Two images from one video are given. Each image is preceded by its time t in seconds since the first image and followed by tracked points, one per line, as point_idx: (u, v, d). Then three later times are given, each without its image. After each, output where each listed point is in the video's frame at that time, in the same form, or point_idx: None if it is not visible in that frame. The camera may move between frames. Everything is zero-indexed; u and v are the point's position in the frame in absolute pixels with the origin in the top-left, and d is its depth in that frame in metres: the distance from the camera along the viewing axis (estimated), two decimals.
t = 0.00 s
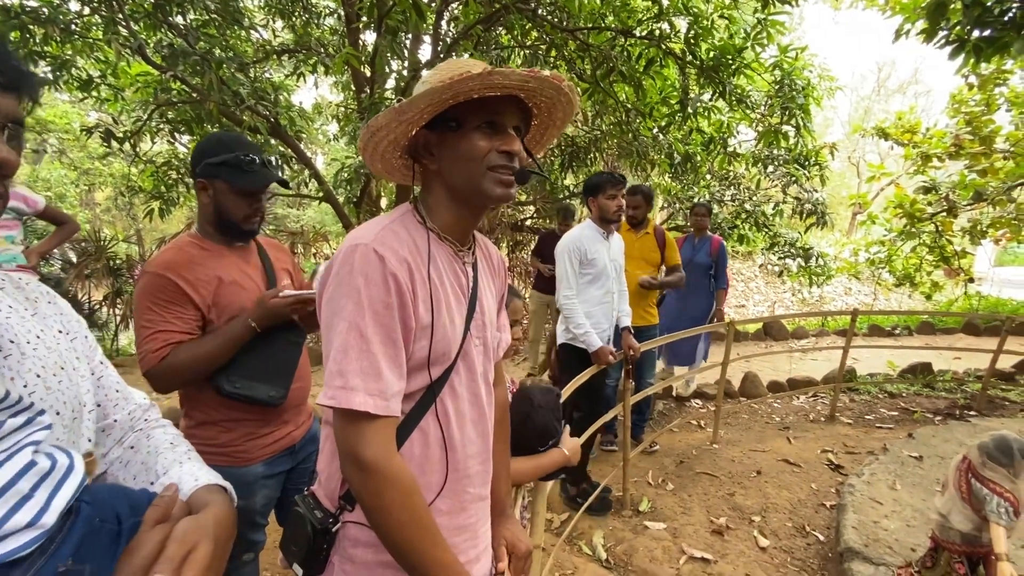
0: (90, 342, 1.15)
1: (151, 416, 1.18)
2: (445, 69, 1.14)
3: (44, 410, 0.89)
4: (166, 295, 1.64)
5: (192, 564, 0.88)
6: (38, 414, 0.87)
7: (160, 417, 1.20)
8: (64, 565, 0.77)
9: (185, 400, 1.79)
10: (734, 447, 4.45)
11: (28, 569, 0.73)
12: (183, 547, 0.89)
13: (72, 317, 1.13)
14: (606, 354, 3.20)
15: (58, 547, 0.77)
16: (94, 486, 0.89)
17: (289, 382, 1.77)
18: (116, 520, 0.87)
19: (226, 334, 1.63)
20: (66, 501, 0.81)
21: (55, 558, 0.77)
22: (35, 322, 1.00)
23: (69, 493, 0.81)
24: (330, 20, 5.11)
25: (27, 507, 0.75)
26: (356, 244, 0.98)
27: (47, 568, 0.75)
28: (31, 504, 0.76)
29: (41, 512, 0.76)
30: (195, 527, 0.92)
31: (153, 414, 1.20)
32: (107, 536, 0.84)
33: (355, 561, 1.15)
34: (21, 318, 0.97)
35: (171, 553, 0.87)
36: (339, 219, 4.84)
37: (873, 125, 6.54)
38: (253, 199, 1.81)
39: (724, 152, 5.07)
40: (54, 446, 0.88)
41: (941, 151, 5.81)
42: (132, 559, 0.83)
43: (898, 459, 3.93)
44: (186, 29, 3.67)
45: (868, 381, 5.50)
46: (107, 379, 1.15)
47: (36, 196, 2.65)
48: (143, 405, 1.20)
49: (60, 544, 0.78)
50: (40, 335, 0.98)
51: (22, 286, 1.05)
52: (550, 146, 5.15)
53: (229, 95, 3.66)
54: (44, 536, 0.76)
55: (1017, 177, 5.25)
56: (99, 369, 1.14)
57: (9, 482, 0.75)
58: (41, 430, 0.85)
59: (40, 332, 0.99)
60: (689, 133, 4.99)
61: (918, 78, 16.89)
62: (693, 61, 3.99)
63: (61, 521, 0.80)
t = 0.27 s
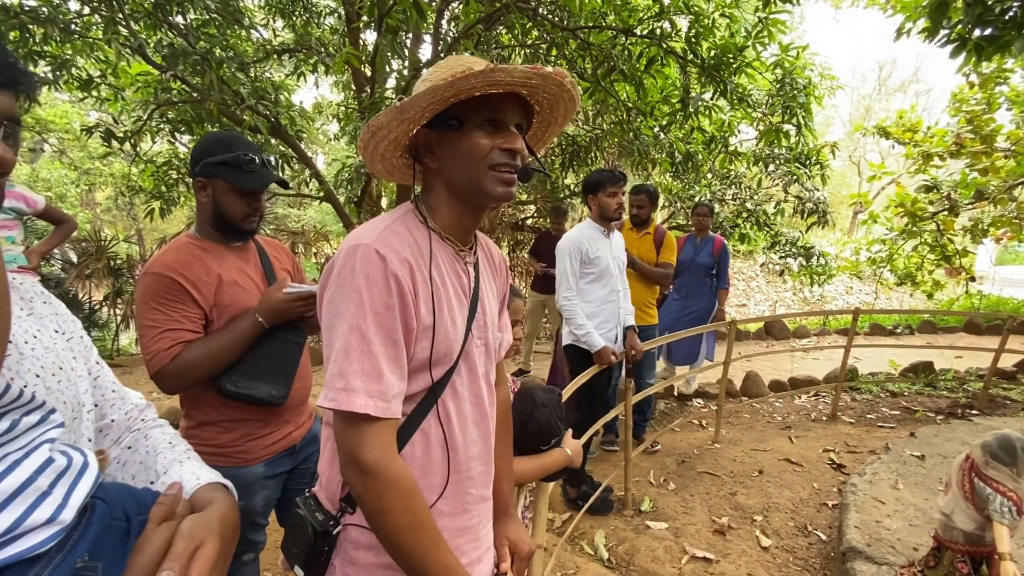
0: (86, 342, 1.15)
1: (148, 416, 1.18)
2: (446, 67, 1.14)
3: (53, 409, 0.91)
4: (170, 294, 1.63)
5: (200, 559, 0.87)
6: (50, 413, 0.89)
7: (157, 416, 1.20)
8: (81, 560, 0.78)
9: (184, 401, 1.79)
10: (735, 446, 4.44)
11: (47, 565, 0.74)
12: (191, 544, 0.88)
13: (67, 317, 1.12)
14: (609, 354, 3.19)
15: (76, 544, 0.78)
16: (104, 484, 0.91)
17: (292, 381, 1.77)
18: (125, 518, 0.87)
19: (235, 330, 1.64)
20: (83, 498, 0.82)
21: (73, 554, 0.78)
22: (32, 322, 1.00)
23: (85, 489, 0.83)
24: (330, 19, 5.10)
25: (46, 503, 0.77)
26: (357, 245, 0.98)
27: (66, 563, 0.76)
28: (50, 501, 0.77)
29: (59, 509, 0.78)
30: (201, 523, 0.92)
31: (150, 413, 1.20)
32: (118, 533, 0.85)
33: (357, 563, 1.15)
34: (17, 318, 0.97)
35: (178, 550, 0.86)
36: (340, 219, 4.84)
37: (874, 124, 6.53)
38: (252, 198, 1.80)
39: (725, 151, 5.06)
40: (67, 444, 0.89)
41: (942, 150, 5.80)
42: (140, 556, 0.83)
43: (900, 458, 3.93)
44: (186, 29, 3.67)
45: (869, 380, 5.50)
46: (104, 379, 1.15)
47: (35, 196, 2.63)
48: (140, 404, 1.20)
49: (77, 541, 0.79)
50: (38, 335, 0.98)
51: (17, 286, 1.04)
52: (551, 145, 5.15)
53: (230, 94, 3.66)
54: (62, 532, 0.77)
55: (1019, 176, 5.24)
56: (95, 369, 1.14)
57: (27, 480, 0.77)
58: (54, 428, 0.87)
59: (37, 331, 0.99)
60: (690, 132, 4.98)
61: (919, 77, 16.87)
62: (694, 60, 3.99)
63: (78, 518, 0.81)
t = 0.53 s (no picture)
0: (86, 345, 1.15)
1: (149, 418, 1.19)
2: (445, 72, 1.14)
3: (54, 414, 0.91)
4: (165, 298, 1.63)
5: (200, 563, 0.88)
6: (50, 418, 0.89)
7: (156, 419, 1.20)
8: (80, 566, 0.79)
9: (181, 405, 1.79)
10: (733, 447, 4.45)
11: (44, 572, 0.75)
12: (190, 547, 0.89)
13: (67, 319, 1.13)
14: (605, 357, 3.24)
15: (74, 550, 0.79)
16: (101, 489, 0.91)
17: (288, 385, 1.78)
18: (123, 523, 0.88)
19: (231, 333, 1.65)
20: (82, 504, 0.83)
21: (72, 559, 0.78)
22: (32, 325, 1.00)
23: (83, 495, 0.83)
24: (329, 21, 5.10)
25: (45, 509, 0.77)
26: (354, 248, 0.98)
27: (64, 570, 0.77)
28: (48, 508, 0.78)
29: (58, 515, 0.78)
30: (201, 526, 0.93)
31: (150, 416, 1.20)
32: (116, 538, 0.85)
33: (354, 566, 1.15)
34: (17, 321, 0.97)
35: (178, 554, 0.87)
36: (338, 220, 4.84)
37: (871, 126, 6.55)
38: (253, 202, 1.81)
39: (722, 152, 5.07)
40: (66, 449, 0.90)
41: (939, 151, 5.81)
42: (140, 560, 0.83)
43: (897, 459, 3.94)
44: (184, 31, 3.67)
45: (866, 381, 5.51)
46: (104, 382, 1.15)
47: (33, 200, 2.65)
48: (139, 407, 1.20)
49: (76, 546, 0.80)
50: (38, 339, 0.99)
51: (18, 289, 1.05)
52: (549, 146, 5.16)
53: (228, 96, 3.66)
54: (60, 539, 0.78)
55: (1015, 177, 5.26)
56: (95, 372, 1.14)
57: (25, 486, 0.77)
58: (54, 434, 0.87)
59: (37, 335, 0.99)
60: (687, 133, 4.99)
61: (915, 79, 16.92)
62: (691, 62, 4.00)
63: (77, 524, 0.82)
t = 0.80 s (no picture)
0: (90, 347, 1.16)
1: (152, 421, 1.19)
2: (446, 79, 1.15)
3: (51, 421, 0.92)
4: (167, 293, 1.64)
5: (196, 569, 0.89)
6: (44, 425, 0.90)
7: (160, 421, 1.21)
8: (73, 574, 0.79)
9: (179, 408, 1.79)
10: (732, 449, 4.45)
11: None
12: (188, 552, 0.90)
13: (71, 322, 1.13)
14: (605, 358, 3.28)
15: (66, 559, 0.80)
16: (98, 495, 0.91)
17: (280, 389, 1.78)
18: (120, 529, 0.88)
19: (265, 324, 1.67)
20: (75, 512, 0.84)
21: (65, 567, 0.79)
22: (35, 328, 1.01)
23: (76, 505, 0.83)
24: (329, 24, 5.11)
25: (35, 520, 0.77)
26: (354, 250, 0.99)
27: None
28: (39, 518, 0.78)
29: (48, 525, 0.78)
30: (199, 531, 0.94)
31: (153, 418, 1.21)
32: (113, 545, 0.85)
33: (353, 568, 1.16)
34: (21, 325, 0.98)
35: (175, 559, 0.88)
36: (338, 222, 4.85)
37: (870, 128, 6.56)
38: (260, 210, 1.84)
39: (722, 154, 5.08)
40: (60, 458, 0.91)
41: (938, 153, 5.82)
42: (138, 565, 0.84)
43: (896, 460, 3.94)
44: (184, 33, 3.68)
45: (866, 383, 5.51)
46: (108, 384, 1.16)
47: (34, 205, 2.66)
48: (143, 409, 1.21)
49: (70, 554, 0.80)
50: (40, 342, 0.99)
51: (22, 292, 1.05)
52: (549, 148, 5.16)
53: (228, 98, 3.67)
54: (52, 548, 0.79)
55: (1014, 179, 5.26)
56: (100, 374, 1.15)
57: (17, 495, 0.77)
58: (48, 443, 0.88)
59: (40, 338, 1.00)
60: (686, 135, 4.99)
61: (915, 80, 16.94)
62: (690, 64, 4.00)
63: (70, 531, 0.83)
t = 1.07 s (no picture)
0: (90, 346, 1.16)
1: (152, 419, 1.19)
2: (448, 78, 1.15)
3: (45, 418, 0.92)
4: (172, 293, 1.64)
5: (195, 568, 0.89)
6: (38, 423, 0.89)
7: (161, 419, 1.21)
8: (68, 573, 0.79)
9: (178, 408, 1.80)
10: (733, 449, 4.45)
11: None
12: (186, 551, 0.90)
13: (71, 321, 1.14)
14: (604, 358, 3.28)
15: (60, 557, 0.79)
16: (93, 494, 0.90)
17: (271, 395, 1.76)
18: (117, 528, 0.87)
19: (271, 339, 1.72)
20: (69, 510, 0.83)
21: (59, 566, 0.78)
22: (34, 326, 1.01)
23: (69, 503, 0.82)
24: (330, 24, 5.12)
25: (26, 519, 0.76)
26: (356, 249, 0.99)
27: None
28: (31, 516, 0.77)
29: (40, 524, 0.78)
30: (199, 531, 0.94)
31: (153, 417, 1.21)
32: (109, 544, 0.85)
33: (354, 567, 1.16)
34: (19, 323, 0.98)
35: (173, 559, 0.88)
36: (339, 222, 4.85)
37: (871, 128, 6.56)
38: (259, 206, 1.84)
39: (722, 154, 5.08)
40: (54, 455, 0.90)
41: (938, 153, 5.82)
42: (136, 564, 0.85)
43: (897, 461, 3.94)
44: (185, 34, 3.68)
45: (866, 383, 5.51)
46: (107, 383, 1.16)
47: (31, 206, 2.65)
48: (143, 408, 1.21)
49: (64, 552, 0.80)
50: (39, 340, 1.00)
51: (20, 291, 1.06)
52: (550, 149, 5.17)
53: (229, 99, 3.67)
54: (45, 547, 0.78)
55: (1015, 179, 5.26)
56: (99, 373, 1.15)
57: (9, 493, 0.77)
58: (40, 439, 0.87)
59: (38, 336, 1.00)
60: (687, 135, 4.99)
61: (915, 81, 16.93)
62: (691, 65, 4.00)
63: (64, 530, 0.82)
